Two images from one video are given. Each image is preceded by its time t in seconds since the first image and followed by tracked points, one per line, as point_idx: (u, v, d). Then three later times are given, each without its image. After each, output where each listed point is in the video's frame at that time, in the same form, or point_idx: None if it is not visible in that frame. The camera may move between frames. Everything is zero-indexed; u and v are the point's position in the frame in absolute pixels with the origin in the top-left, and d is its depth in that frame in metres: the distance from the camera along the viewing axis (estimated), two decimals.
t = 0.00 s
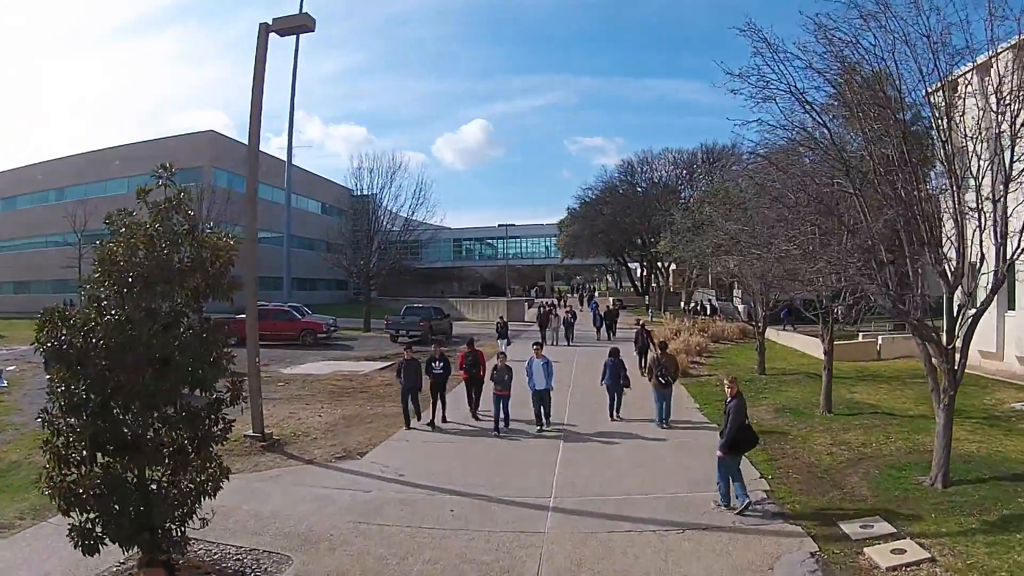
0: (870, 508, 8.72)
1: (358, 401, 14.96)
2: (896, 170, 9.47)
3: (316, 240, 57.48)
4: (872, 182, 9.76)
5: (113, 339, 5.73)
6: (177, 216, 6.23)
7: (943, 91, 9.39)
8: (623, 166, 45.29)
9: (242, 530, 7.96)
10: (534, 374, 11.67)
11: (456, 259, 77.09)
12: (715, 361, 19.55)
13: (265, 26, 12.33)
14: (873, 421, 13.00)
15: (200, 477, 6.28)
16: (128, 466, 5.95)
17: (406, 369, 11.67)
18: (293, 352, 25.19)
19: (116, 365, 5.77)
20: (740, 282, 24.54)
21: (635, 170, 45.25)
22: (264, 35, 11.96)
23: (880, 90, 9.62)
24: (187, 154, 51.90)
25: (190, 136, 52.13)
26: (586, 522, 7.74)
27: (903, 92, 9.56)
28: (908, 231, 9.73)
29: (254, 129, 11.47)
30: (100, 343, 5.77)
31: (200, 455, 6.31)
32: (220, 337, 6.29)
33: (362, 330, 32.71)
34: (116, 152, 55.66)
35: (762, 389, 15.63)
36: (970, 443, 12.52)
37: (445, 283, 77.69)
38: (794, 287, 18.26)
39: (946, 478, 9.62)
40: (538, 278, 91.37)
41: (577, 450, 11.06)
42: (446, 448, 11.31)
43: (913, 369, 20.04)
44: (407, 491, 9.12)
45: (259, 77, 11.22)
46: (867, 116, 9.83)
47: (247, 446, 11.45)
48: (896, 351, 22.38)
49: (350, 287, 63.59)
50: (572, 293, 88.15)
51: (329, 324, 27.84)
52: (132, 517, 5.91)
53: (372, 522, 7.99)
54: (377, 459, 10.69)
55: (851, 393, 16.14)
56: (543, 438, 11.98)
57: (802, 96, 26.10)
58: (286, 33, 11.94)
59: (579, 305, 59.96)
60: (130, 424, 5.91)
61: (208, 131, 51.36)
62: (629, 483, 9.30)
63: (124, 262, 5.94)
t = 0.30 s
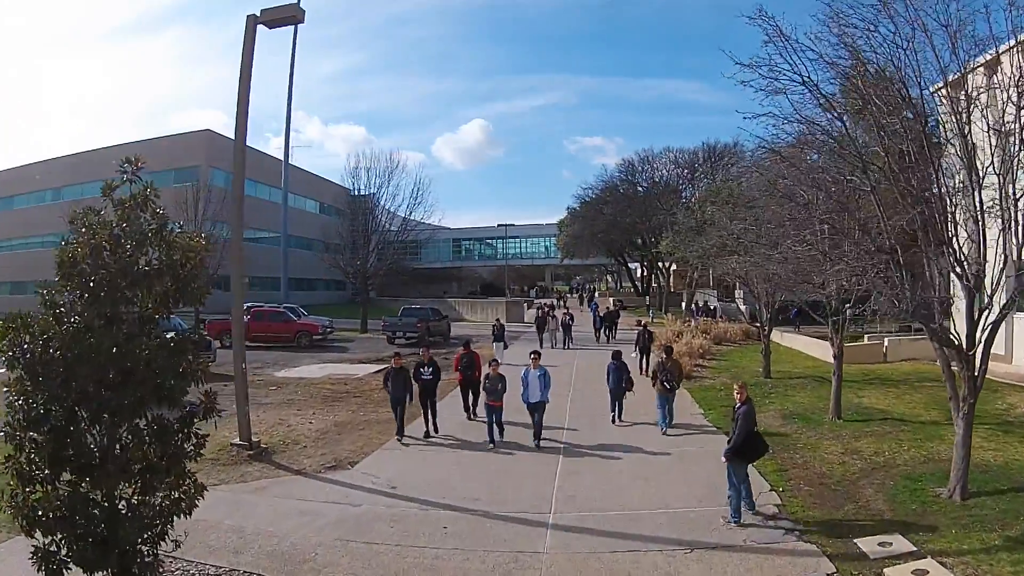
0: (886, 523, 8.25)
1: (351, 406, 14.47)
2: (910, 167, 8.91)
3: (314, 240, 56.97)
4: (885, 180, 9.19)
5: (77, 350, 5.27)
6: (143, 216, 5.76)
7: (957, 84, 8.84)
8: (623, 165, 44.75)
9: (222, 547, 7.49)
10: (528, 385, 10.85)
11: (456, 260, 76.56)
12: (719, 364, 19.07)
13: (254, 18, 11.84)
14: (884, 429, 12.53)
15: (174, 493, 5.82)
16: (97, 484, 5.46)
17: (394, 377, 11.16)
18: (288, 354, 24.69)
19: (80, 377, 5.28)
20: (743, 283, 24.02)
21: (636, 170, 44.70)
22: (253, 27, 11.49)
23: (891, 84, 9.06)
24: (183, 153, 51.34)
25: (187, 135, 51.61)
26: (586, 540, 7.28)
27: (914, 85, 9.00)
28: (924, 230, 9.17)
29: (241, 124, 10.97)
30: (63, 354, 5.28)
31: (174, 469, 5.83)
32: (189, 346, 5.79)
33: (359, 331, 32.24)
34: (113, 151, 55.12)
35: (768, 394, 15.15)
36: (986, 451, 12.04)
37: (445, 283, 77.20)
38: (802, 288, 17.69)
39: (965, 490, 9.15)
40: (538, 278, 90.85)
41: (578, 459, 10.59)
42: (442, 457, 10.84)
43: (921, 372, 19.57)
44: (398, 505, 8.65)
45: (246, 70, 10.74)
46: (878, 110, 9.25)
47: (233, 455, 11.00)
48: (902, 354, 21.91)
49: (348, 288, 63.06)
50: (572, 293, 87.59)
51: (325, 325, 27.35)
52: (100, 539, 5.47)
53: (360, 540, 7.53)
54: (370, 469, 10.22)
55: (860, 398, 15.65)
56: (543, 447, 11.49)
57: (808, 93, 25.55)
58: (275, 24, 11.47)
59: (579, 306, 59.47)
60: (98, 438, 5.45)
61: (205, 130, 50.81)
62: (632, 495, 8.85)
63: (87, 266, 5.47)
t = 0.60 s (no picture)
0: (905, 539, 7.81)
1: (344, 412, 14.03)
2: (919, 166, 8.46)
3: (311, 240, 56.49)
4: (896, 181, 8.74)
5: (32, 363, 4.77)
6: (107, 217, 5.29)
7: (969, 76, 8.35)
8: (624, 164, 44.19)
9: (199, 567, 7.05)
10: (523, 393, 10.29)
11: (455, 259, 76.00)
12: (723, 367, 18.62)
13: (240, 9, 11.36)
14: (897, 436, 12.07)
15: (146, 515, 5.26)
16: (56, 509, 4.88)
17: (382, 388, 10.82)
18: (282, 356, 24.21)
19: (38, 392, 4.81)
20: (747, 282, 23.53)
21: (636, 169, 44.08)
22: (239, 18, 11.01)
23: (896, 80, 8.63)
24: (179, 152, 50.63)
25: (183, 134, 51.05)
26: (588, 562, 6.82)
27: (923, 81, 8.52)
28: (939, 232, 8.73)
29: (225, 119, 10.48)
30: (17, 367, 4.79)
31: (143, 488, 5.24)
32: (156, 356, 5.29)
33: (356, 332, 31.78)
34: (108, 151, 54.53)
35: (775, 398, 14.69)
36: (1002, 460, 11.59)
37: (444, 283, 76.66)
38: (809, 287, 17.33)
39: (985, 504, 8.68)
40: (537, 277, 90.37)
41: (579, 469, 10.12)
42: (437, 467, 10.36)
43: (930, 376, 19.11)
44: (389, 521, 8.20)
45: (231, 63, 10.28)
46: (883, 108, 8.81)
47: (219, 466, 10.58)
48: (909, 356, 21.49)
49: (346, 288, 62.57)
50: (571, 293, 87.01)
51: (320, 327, 26.89)
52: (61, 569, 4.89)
53: (348, 561, 7.07)
54: (361, 481, 9.73)
55: (869, 403, 15.17)
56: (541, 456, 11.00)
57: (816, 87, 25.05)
58: (262, 15, 11.00)
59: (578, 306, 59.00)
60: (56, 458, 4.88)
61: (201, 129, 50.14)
62: (637, 510, 8.38)
63: (43, 272, 5.00)
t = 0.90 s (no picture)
0: (925, 558, 7.35)
1: (336, 419, 13.59)
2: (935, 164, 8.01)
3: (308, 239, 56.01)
4: (909, 181, 8.30)
5: None
6: (63, 220, 4.71)
7: (983, 69, 7.89)
8: (623, 163, 43.59)
9: None
10: (517, 410, 9.42)
11: (453, 259, 75.45)
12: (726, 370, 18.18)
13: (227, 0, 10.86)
14: (908, 446, 11.64)
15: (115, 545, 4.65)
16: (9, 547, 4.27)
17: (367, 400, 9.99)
18: (276, 359, 23.73)
19: None
20: (751, 284, 23.05)
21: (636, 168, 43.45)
22: (225, 10, 10.52)
23: (906, 73, 8.19)
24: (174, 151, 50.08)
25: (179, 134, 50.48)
26: None
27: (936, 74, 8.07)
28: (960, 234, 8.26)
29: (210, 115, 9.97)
30: None
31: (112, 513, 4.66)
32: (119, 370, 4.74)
33: (352, 334, 31.32)
34: (104, 150, 53.93)
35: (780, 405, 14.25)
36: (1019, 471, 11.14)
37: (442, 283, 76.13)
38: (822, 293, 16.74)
39: (1006, 521, 8.18)
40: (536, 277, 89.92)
41: (580, 481, 9.67)
42: (432, 479, 9.91)
43: (938, 380, 18.67)
44: (380, 541, 7.73)
45: (215, 57, 9.80)
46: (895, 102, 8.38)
47: (203, 479, 10.15)
48: (915, 359, 21.07)
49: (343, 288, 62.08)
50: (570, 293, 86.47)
51: (315, 329, 26.42)
52: None
53: None
54: (352, 495, 9.27)
55: (878, 410, 14.72)
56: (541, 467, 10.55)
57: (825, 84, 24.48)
58: (248, 8, 10.52)
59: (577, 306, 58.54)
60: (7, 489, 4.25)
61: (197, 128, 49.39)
62: (641, 528, 7.93)
63: None
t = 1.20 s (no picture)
0: None
1: (328, 429, 13.15)
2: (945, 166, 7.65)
3: (305, 240, 55.52)
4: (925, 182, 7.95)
5: None
6: (12, 232, 4.18)
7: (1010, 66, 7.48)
8: (623, 163, 43.08)
9: None
10: (507, 427, 8.81)
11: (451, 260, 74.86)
12: (729, 375, 17.75)
13: None
14: (920, 459, 11.25)
15: None
16: None
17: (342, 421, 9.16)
18: (269, 364, 23.29)
19: None
20: (754, 287, 22.60)
21: (636, 168, 42.98)
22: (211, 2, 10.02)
23: (916, 70, 7.84)
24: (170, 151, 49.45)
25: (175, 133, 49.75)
26: None
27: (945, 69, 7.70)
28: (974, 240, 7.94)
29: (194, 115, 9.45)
30: None
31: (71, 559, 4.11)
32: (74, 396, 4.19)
33: (348, 336, 30.89)
34: (99, 150, 53.40)
35: (786, 414, 13.83)
36: None
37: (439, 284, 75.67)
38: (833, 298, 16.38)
39: None
40: (535, 277, 89.45)
41: (582, 497, 9.22)
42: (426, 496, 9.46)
43: (945, 387, 18.26)
44: (368, 567, 7.28)
45: (198, 54, 9.33)
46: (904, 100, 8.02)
47: (187, 495, 9.75)
48: (920, 364, 20.72)
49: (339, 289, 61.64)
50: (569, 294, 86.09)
51: (310, 332, 25.97)
52: None
53: None
54: (341, 515, 8.82)
55: (886, 419, 14.31)
56: (542, 479, 10.12)
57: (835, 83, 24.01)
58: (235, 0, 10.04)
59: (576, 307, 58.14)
60: None
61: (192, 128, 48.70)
62: (646, 551, 7.49)
63: None
